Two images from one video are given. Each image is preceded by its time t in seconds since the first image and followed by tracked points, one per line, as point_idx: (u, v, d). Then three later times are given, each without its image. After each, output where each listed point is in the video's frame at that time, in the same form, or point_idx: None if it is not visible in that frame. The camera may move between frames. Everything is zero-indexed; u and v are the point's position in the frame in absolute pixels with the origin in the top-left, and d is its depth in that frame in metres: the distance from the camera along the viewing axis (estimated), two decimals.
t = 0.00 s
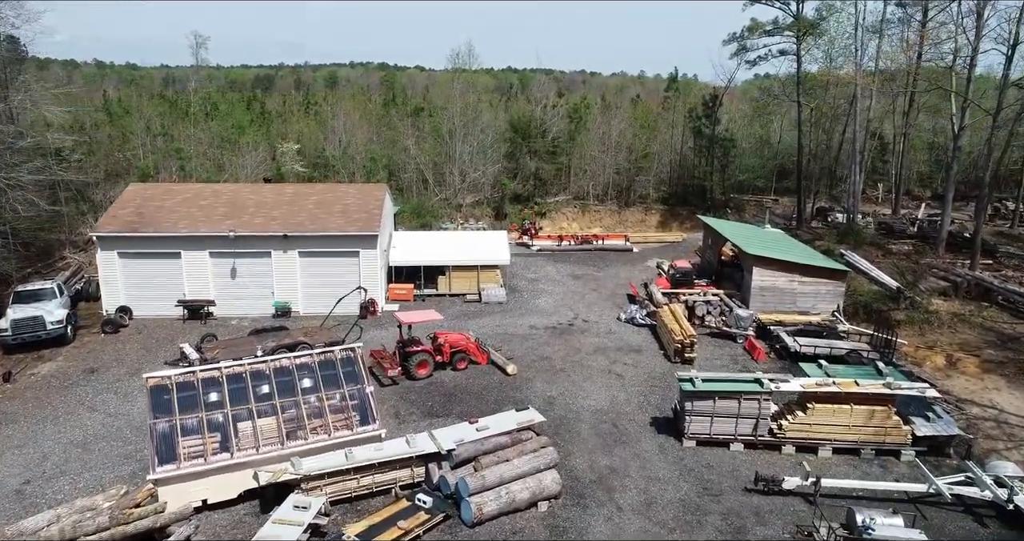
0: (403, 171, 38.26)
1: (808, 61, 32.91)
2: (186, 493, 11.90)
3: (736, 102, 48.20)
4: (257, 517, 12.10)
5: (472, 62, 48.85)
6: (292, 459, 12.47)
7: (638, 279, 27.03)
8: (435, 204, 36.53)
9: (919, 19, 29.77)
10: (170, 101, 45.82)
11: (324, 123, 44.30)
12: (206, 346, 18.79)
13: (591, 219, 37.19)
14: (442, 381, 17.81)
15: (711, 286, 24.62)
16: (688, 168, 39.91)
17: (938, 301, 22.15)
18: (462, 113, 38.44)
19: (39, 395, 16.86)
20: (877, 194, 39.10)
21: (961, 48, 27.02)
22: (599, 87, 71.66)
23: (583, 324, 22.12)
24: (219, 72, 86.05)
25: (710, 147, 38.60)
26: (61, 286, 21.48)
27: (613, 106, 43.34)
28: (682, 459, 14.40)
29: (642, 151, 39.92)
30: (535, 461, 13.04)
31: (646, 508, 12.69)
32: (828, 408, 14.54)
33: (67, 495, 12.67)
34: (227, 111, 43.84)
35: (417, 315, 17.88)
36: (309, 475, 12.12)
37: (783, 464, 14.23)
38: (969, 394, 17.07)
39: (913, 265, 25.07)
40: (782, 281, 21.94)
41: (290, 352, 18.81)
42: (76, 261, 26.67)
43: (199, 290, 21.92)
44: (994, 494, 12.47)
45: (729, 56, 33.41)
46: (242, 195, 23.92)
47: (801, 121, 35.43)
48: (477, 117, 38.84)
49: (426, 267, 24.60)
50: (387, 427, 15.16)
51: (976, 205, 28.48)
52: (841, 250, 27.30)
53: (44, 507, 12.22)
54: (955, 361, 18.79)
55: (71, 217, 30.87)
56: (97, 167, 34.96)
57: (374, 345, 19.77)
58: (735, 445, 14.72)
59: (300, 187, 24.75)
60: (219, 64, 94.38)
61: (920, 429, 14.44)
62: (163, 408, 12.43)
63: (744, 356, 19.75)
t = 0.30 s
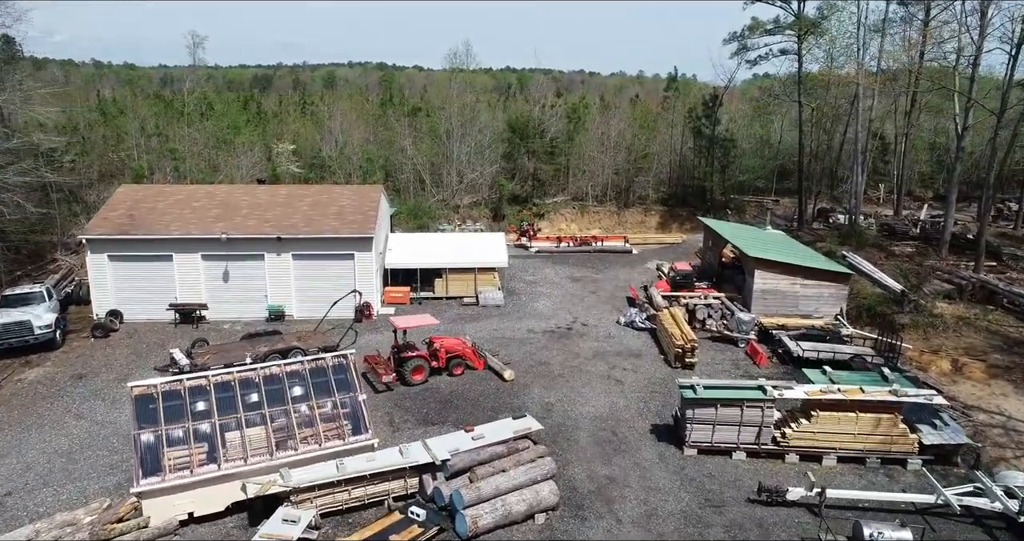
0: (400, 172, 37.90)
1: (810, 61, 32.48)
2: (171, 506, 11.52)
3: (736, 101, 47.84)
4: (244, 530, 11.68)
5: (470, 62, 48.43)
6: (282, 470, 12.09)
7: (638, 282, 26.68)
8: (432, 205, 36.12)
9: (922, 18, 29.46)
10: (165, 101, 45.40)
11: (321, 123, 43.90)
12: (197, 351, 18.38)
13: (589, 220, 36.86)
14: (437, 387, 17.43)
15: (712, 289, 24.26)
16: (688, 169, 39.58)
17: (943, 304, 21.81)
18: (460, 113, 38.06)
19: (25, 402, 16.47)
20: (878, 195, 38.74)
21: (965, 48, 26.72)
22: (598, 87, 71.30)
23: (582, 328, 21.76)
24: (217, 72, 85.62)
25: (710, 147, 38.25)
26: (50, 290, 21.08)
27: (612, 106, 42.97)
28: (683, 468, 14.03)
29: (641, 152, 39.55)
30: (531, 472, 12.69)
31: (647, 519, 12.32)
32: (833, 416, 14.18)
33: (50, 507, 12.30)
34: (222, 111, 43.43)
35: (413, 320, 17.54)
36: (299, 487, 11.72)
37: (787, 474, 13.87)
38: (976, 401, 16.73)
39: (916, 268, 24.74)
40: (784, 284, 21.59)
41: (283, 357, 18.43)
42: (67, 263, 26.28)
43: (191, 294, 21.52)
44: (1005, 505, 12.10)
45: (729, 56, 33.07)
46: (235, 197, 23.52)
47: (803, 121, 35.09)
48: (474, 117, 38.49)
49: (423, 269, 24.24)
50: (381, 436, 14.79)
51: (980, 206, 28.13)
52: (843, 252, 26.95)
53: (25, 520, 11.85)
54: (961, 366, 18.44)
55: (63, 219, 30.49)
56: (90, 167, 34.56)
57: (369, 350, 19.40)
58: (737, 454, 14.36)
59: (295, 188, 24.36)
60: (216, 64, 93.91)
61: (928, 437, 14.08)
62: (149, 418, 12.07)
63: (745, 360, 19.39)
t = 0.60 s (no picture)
0: (392, 174, 37.88)
1: (805, 60, 32.21)
2: (149, 521, 11.10)
3: (730, 101, 47.59)
4: None
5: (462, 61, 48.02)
6: (265, 483, 11.66)
7: (632, 284, 26.33)
8: (425, 206, 35.66)
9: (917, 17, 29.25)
10: (154, 101, 44.74)
11: (312, 123, 43.36)
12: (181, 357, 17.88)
13: (583, 221, 36.56)
14: (428, 394, 17.02)
15: (707, 291, 23.94)
16: (683, 169, 39.28)
17: (941, 306, 21.56)
18: (452, 113, 37.61)
19: (2, 411, 15.95)
20: (873, 195, 38.55)
21: (961, 47, 26.52)
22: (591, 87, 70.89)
23: (576, 331, 21.39)
24: (207, 72, 84.79)
25: (704, 147, 37.98)
26: (31, 294, 20.54)
27: (606, 105, 42.63)
28: (680, 477, 13.68)
29: (636, 152, 39.26)
30: (524, 483, 12.32)
31: (643, 531, 11.96)
32: (832, 423, 13.87)
33: (24, 522, 11.83)
34: (212, 111, 42.84)
35: (402, 324, 17.10)
36: (282, 501, 11.31)
37: (786, 482, 13.54)
38: (976, 405, 16.46)
39: (913, 269, 24.49)
40: (781, 286, 21.29)
41: (270, 363, 17.97)
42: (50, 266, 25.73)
43: (176, 298, 21.02)
44: (1009, 515, 11.77)
45: (724, 55, 32.80)
46: (221, 198, 23.02)
47: (798, 121, 34.84)
48: (467, 117, 38.09)
49: (414, 272, 23.82)
50: (370, 445, 14.38)
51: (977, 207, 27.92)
52: (839, 253, 26.70)
53: None
54: (960, 370, 18.19)
55: (47, 221, 29.89)
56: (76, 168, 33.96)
57: (358, 355, 18.97)
58: (734, 462, 14.03)
59: (283, 189, 23.88)
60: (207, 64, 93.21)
61: (928, 444, 13.80)
62: (126, 429, 11.61)
63: (742, 365, 19.06)
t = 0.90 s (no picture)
0: (389, 174, 37.42)
1: (805, 60, 31.88)
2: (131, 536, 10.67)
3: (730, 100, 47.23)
4: None
5: (460, 61, 47.66)
6: (251, 496, 11.21)
7: (631, 286, 25.97)
8: (421, 207, 35.26)
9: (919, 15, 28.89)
10: (148, 101, 44.26)
11: (307, 122, 42.91)
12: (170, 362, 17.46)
13: (581, 222, 36.20)
14: (422, 400, 16.63)
15: (707, 293, 23.56)
16: (682, 170, 38.88)
17: (945, 309, 21.21)
18: (449, 113, 37.22)
19: None
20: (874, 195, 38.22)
21: (965, 45, 26.17)
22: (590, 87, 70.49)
23: (574, 335, 21.00)
24: (204, 72, 84.23)
25: (704, 147, 37.63)
26: (18, 297, 20.10)
27: (604, 105, 42.23)
28: (680, 487, 13.29)
29: (635, 152, 38.85)
30: (520, 495, 11.96)
31: None
32: (837, 431, 13.51)
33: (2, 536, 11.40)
34: (207, 111, 42.37)
35: (396, 329, 16.72)
36: (269, 514, 10.86)
37: (790, 493, 13.14)
38: (983, 411, 16.11)
39: (915, 271, 24.14)
40: (783, 289, 20.93)
41: (261, 369, 17.57)
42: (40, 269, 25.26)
43: (166, 301, 20.60)
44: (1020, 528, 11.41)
45: (724, 54, 32.42)
46: (213, 199, 22.60)
47: (799, 121, 34.46)
48: (465, 117, 37.70)
49: (409, 275, 23.44)
50: (362, 455, 13.98)
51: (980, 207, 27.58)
52: (840, 255, 26.35)
53: None
54: (966, 375, 17.84)
55: (38, 223, 29.46)
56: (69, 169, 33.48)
57: (352, 360, 18.57)
58: (737, 471, 13.64)
59: (276, 191, 23.48)
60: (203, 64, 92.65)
61: (935, 453, 13.46)
62: (107, 440, 11.20)
63: (743, 370, 18.69)
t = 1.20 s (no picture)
0: (385, 175, 36.98)
1: (806, 59, 31.56)
2: None
3: (729, 100, 46.88)
4: None
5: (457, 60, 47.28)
6: (236, 509, 10.79)
7: (630, 288, 25.58)
8: (417, 207, 34.86)
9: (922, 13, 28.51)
10: (142, 100, 43.81)
11: (304, 122, 42.46)
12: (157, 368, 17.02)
13: (580, 223, 35.82)
14: (416, 406, 16.23)
15: (707, 296, 23.17)
16: (681, 170, 38.48)
17: (949, 312, 20.83)
18: (447, 112, 36.82)
19: None
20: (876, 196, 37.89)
21: (969, 43, 25.79)
22: (589, 87, 70.12)
23: (572, 339, 20.60)
24: (201, 71, 83.75)
25: (703, 147, 37.18)
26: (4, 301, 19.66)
27: (603, 105, 41.85)
28: (681, 497, 12.90)
29: (634, 152, 38.43)
30: (515, 508, 11.57)
31: None
32: (841, 439, 13.14)
33: None
34: (202, 110, 41.94)
35: (388, 333, 16.34)
36: (254, 529, 10.43)
37: (793, 504, 12.75)
38: (991, 418, 15.73)
39: (919, 273, 23.76)
40: (784, 292, 20.55)
41: (252, 375, 17.15)
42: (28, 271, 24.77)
43: (156, 305, 20.18)
44: None
45: (724, 53, 32.03)
46: (204, 201, 22.16)
47: (800, 121, 34.07)
48: (462, 117, 37.34)
49: (405, 277, 23.05)
50: (353, 465, 13.59)
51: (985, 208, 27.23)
52: (842, 256, 25.99)
53: None
54: (972, 380, 17.48)
55: (29, 224, 29.04)
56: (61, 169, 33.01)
57: (345, 365, 18.16)
58: (738, 481, 13.26)
59: (268, 192, 23.05)
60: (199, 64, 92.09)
61: (943, 462, 13.06)
62: (87, 451, 10.78)
63: (745, 375, 18.30)
